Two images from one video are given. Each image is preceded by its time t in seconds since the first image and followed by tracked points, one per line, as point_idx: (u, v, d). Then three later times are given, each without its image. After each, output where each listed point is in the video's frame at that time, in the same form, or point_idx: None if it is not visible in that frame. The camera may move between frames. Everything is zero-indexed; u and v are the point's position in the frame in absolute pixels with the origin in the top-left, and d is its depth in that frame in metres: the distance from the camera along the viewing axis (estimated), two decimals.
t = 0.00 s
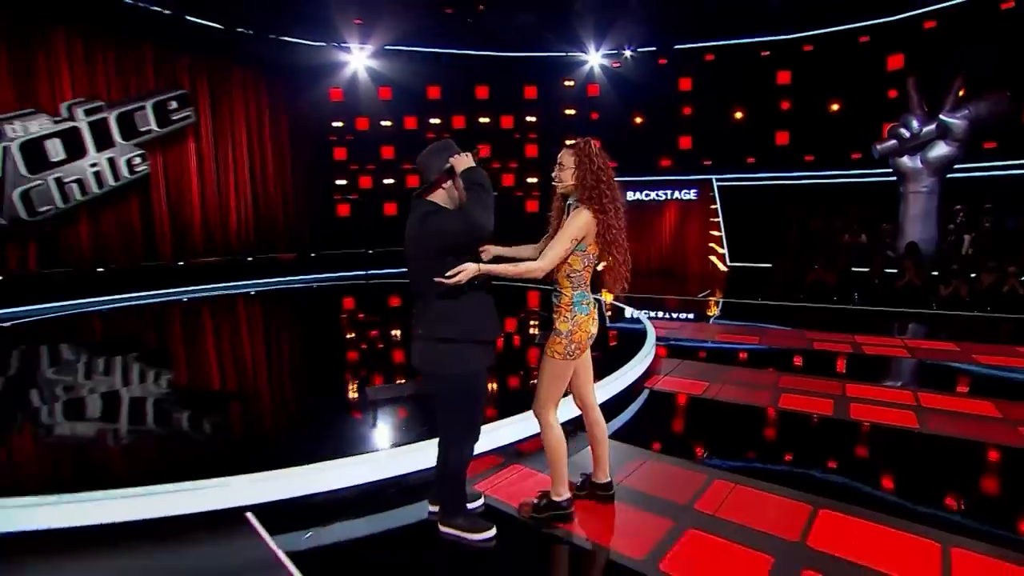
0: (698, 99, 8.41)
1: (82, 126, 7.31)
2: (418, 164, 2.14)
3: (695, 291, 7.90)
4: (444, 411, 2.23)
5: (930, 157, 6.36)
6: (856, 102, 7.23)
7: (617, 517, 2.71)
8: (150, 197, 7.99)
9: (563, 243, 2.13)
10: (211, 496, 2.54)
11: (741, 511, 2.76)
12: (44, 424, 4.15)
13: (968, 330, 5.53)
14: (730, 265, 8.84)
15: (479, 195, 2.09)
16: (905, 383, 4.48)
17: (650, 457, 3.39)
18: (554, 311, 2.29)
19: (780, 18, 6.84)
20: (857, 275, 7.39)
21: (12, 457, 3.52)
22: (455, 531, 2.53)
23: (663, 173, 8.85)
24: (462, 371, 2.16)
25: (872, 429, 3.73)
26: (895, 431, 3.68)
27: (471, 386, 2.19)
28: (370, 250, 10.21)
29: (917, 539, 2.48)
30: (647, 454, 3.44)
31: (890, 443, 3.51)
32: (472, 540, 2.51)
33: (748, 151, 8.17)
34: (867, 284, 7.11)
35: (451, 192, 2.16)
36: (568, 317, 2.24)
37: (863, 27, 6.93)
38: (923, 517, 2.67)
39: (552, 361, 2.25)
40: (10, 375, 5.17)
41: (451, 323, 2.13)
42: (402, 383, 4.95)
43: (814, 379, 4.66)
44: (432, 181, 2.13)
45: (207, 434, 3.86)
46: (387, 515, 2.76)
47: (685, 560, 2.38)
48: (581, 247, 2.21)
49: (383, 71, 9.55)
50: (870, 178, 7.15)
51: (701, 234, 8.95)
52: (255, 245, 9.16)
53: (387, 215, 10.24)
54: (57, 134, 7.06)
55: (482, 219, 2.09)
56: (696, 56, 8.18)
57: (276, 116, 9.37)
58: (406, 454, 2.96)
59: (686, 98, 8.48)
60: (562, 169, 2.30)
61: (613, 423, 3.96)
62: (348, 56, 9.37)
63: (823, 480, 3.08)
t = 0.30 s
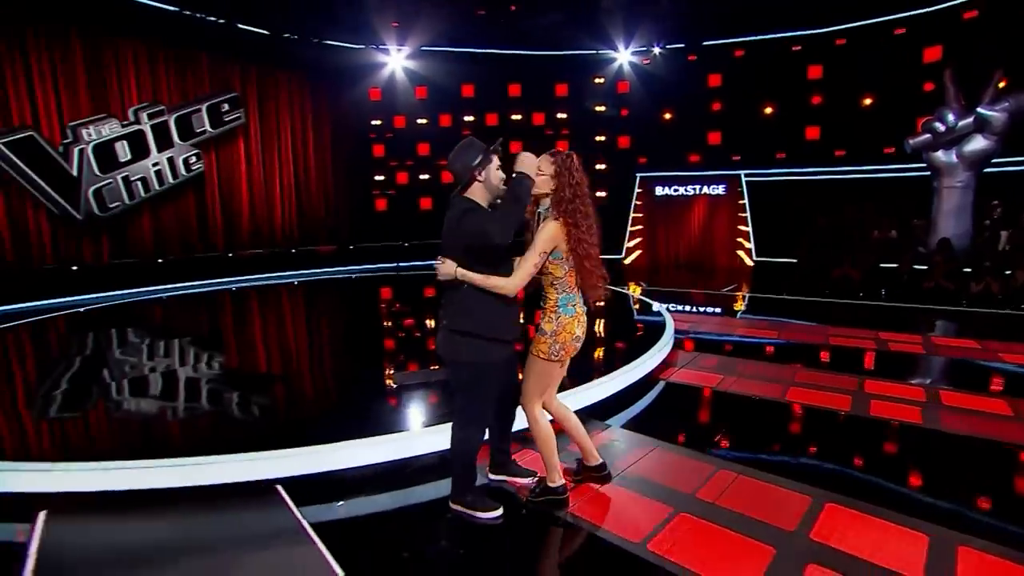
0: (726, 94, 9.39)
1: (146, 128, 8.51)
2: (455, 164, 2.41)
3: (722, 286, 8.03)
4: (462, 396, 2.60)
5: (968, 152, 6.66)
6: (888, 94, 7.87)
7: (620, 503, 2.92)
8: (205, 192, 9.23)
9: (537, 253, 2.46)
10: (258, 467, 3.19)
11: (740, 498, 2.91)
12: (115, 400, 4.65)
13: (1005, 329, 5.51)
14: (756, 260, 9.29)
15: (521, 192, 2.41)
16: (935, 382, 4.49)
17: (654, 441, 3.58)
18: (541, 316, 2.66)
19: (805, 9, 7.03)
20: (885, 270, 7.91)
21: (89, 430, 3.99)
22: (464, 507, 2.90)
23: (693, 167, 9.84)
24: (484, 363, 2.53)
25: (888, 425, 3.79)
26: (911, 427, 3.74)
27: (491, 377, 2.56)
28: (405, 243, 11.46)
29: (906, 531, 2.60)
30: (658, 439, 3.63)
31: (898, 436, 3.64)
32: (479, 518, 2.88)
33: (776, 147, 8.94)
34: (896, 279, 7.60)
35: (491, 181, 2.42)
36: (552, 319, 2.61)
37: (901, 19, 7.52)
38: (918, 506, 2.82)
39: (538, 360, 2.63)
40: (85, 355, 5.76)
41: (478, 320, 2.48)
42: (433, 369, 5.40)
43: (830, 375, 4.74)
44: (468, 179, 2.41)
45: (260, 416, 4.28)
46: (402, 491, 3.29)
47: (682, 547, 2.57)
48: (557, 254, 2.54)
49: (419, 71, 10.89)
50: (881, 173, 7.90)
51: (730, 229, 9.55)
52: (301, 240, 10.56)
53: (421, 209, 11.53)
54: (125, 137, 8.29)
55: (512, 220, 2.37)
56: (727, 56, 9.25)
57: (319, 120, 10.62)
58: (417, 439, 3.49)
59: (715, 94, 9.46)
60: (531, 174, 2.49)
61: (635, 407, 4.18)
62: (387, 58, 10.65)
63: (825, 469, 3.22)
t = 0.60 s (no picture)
0: (757, 85, 9.57)
1: (185, 127, 8.82)
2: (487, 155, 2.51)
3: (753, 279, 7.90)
4: (483, 379, 2.73)
5: (1015, 140, 7.01)
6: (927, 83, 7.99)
7: (626, 494, 2.93)
8: (238, 187, 9.54)
9: (510, 248, 2.48)
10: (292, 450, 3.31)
11: (747, 492, 2.89)
12: (157, 385, 4.90)
13: None
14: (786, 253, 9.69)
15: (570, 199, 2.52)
16: (974, 382, 4.31)
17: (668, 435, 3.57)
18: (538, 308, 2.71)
19: None
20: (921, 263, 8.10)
21: (134, 413, 4.21)
22: (472, 494, 2.96)
23: (722, 159, 10.07)
24: (502, 348, 2.64)
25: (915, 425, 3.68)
26: (942, 428, 3.61)
27: (510, 362, 2.68)
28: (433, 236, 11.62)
29: (902, 526, 2.58)
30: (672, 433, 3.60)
31: (922, 436, 3.53)
32: (487, 505, 2.93)
33: (810, 137, 9.16)
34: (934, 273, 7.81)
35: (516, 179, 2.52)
36: (548, 310, 2.66)
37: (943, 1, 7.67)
38: (931, 507, 2.76)
39: (538, 352, 2.73)
40: (131, 342, 6.07)
41: (502, 306, 2.58)
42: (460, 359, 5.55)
43: (852, 371, 4.62)
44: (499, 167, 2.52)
45: (292, 405, 4.43)
46: (424, 476, 3.35)
47: (682, 539, 2.58)
48: (532, 250, 2.59)
49: (448, 66, 10.96)
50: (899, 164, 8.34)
51: (760, 221, 9.97)
52: (331, 232, 10.70)
53: (449, 202, 11.59)
54: (164, 135, 8.63)
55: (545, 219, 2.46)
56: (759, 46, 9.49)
57: (349, 111, 10.80)
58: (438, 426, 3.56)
59: (746, 84, 9.66)
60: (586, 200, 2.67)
61: (650, 400, 4.17)
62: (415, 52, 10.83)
63: (837, 468, 3.16)
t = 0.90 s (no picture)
0: (780, 79, 9.63)
1: (211, 124, 9.04)
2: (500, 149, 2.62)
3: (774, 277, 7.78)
4: (488, 368, 2.78)
5: None
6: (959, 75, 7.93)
7: (627, 489, 2.93)
8: (262, 182, 9.76)
9: (511, 237, 2.54)
10: (302, 439, 3.34)
11: (750, 490, 2.87)
12: (183, 375, 5.06)
13: None
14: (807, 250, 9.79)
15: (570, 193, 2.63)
16: (1003, 385, 4.17)
17: (671, 431, 3.57)
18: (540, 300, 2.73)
19: None
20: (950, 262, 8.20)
21: (161, 401, 4.37)
22: (475, 485, 2.99)
23: (744, 153, 10.19)
24: (505, 338, 2.69)
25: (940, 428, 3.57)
26: (967, 432, 3.50)
27: (513, 351, 2.73)
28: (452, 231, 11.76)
29: (900, 525, 2.56)
30: (677, 429, 3.59)
31: (940, 438, 3.44)
32: (488, 497, 2.96)
33: (835, 132, 9.17)
34: (962, 271, 7.89)
35: (515, 176, 2.58)
36: (547, 302, 2.67)
37: None
38: (943, 510, 2.70)
39: (540, 344, 2.73)
40: (159, 332, 6.29)
41: (504, 297, 2.63)
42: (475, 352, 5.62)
43: (868, 370, 4.54)
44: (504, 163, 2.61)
45: (308, 396, 4.52)
46: (431, 467, 3.37)
47: (681, 535, 2.58)
48: (533, 240, 2.62)
49: (468, 62, 11.03)
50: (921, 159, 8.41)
51: (782, 218, 10.00)
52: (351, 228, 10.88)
53: (468, 197, 11.69)
54: (191, 132, 8.85)
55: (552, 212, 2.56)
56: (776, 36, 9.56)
57: (370, 105, 10.95)
58: (446, 417, 3.57)
59: (769, 78, 9.72)
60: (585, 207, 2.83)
61: (659, 395, 4.16)
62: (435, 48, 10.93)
63: (847, 469, 3.12)
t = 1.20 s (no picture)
0: (798, 75, 9.65)
1: (230, 123, 9.26)
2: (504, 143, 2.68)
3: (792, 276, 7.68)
4: (484, 359, 2.80)
5: None
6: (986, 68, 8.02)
7: (623, 484, 2.93)
8: (280, 181, 9.98)
9: (508, 228, 2.57)
10: (312, 429, 3.43)
11: (747, 488, 2.86)
12: (202, 368, 5.20)
13: None
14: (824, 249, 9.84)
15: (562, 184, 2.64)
16: None
17: (667, 426, 3.57)
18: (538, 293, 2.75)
19: None
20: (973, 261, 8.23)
21: (178, 392, 4.52)
22: (473, 477, 3.02)
23: (760, 152, 10.21)
24: (502, 330, 2.71)
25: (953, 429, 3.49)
26: (980, 434, 3.42)
27: (510, 343, 2.74)
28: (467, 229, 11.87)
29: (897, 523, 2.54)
30: (677, 426, 3.59)
31: (949, 439, 3.37)
32: (485, 489, 3.00)
33: (855, 129, 9.19)
34: (988, 271, 7.70)
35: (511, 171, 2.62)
36: (545, 295, 2.69)
37: None
38: (948, 511, 2.65)
39: (537, 335, 2.75)
40: (180, 325, 6.48)
41: (502, 289, 2.65)
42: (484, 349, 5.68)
43: (877, 370, 4.47)
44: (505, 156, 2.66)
45: (319, 389, 4.60)
46: (435, 459, 3.42)
47: (675, 531, 2.57)
48: (529, 233, 2.64)
49: (483, 60, 11.16)
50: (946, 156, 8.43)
51: (800, 216, 10.16)
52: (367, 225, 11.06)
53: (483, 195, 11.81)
54: (211, 131, 9.07)
55: (545, 204, 2.59)
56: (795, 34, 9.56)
57: (385, 103, 11.14)
58: (449, 411, 3.62)
59: (787, 74, 9.72)
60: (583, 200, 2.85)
61: (663, 392, 4.15)
62: (450, 47, 11.09)
63: (849, 468, 3.08)
